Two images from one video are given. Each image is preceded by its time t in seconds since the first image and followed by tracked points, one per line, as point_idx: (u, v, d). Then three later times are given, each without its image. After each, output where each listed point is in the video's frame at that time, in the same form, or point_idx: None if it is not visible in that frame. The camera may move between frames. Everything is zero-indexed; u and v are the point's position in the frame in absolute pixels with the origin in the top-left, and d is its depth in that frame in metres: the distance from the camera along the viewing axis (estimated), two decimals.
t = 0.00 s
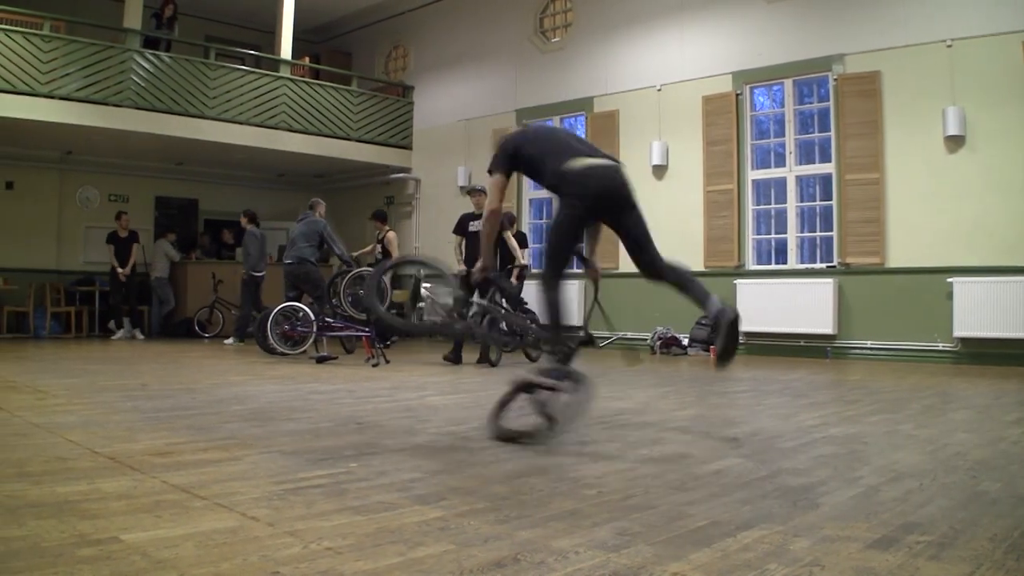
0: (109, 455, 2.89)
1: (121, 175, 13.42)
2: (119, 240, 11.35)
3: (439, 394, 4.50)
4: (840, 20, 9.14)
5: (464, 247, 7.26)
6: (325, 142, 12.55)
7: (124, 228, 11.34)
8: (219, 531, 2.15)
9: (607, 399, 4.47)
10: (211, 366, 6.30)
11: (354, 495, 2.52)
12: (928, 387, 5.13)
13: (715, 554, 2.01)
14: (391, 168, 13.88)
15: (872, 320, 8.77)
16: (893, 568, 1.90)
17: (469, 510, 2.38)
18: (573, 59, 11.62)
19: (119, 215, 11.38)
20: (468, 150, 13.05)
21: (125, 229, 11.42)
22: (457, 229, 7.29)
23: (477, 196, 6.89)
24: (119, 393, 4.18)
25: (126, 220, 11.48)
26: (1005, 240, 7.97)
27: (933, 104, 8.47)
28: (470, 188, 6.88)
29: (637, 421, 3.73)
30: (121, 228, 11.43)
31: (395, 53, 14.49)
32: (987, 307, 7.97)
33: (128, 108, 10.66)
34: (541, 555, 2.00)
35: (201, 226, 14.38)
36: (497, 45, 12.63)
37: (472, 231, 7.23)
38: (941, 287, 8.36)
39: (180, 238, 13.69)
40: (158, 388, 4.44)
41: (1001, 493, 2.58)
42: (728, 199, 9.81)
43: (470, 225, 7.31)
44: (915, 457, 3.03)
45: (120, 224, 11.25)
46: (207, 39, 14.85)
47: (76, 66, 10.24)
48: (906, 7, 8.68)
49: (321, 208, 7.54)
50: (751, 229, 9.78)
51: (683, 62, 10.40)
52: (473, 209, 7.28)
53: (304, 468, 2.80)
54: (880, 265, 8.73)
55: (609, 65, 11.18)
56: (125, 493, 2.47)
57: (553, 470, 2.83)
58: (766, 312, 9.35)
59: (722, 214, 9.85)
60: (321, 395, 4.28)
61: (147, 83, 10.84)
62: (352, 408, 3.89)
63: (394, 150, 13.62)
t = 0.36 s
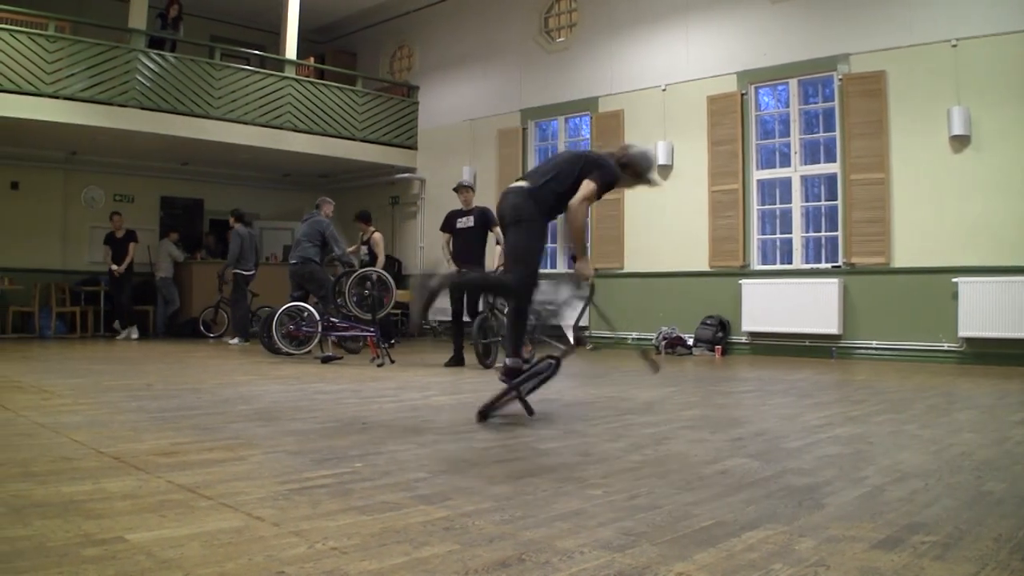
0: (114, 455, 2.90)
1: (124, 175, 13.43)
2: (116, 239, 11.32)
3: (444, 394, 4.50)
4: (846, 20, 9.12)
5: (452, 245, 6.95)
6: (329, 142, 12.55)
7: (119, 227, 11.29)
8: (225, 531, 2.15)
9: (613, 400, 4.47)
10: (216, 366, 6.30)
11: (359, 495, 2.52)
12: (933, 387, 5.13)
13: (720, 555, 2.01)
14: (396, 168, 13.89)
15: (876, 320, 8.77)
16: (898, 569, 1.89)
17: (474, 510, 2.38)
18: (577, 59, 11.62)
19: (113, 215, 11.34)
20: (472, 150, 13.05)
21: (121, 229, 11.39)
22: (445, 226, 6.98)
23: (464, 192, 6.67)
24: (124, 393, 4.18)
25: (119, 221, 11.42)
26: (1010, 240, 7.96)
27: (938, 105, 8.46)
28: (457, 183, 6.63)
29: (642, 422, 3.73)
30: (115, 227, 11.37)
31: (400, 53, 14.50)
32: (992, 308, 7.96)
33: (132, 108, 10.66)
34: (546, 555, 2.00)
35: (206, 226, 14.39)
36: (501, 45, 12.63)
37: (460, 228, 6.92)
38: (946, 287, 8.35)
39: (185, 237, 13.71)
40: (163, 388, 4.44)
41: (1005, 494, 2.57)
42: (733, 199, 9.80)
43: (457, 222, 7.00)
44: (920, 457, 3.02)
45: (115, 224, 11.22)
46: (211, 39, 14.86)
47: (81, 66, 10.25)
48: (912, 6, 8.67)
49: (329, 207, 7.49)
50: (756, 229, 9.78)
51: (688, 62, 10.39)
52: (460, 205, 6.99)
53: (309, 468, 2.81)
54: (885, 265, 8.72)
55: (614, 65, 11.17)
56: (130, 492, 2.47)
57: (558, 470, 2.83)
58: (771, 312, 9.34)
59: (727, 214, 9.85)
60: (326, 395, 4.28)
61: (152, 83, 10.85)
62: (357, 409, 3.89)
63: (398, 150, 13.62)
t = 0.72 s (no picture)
0: (117, 455, 2.90)
1: (127, 174, 13.43)
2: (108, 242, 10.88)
3: (447, 394, 4.49)
4: (849, 20, 9.12)
5: (438, 248, 6.50)
6: (331, 142, 12.56)
7: (109, 230, 10.88)
8: (228, 531, 2.15)
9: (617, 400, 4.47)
10: (219, 366, 6.31)
11: (362, 495, 2.52)
12: (937, 387, 5.12)
13: (723, 555, 2.01)
14: (399, 168, 13.88)
15: (879, 320, 8.77)
16: (901, 569, 1.89)
17: (477, 510, 2.38)
18: (580, 59, 11.62)
19: (101, 219, 10.85)
20: (476, 151, 13.05)
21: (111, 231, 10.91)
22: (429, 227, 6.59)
23: (450, 188, 6.32)
24: (127, 393, 4.18)
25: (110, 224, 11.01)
26: (1013, 240, 7.96)
27: (941, 105, 8.46)
28: (443, 180, 6.32)
29: (645, 422, 3.74)
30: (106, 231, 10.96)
31: (403, 53, 14.50)
32: (996, 307, 7.96)
33: (136, 108, 10.67)
34: (549, 555, 2.00)
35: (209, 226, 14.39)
36: (505, 45, 12.64)
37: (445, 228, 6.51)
38: (949, 287, 8.35)
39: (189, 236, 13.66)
40: (166, 388, 4.45)
41: (1009, 494, 2.57)
42: (737, 199, 9.80)
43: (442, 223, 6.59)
44: (923, 457, 3.02)
45: (105, 230, 10.74)
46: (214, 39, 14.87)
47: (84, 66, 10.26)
48: (915, 6, 8.67)
49: (340, 208, 7.36)
50: (759, 229, 9.78)
51: (692, 62, 10.38)
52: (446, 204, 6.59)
53: (312, 468, 2.81)
54: (888, 265, 8.71)
55: (617, 66, 11.17)
56: (133, 492, 2.48)
57: (561, 470, 2.84)
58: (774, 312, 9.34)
59: (731, 214, 9.84)
60: (330, 395, 4.29)
61: (155, 83, 10.86)
62: (360, 409, 3.89)
63: (401, 150, 13.63)
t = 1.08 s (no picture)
0: (119, 455, 2.90)
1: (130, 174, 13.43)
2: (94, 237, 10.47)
3: (449, 394, 4.49)
4: (852, 20, 9.11)
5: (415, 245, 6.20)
6: (333, 142, 12.56)
7: (97, 226, 10.43)
8: (231, 531, 2.15)
9: (618, 400, 4.48)
10: (221, 366, 6.31)
11: (364, 495, 2.52)
12: (939, 387, 5.12)
13: (725, 555, 2.01)
14: (400, 168, 13.89)
15: (881, 320, 8.77)
16: (904, 569, 1.89)
17: (480, 510, 2.38)
18: (583, 59, 11.62)
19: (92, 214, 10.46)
20: (477, 151, 13.05)
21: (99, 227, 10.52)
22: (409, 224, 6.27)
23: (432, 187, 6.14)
24: (129, 393, 4.18)
25: (98, 221, 10.54)
26: (1015, 239, 7.95)
27: (944, 105, 8.45)
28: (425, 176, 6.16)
29: (647, 421, 3.74)
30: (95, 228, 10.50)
31: (405, 53, 14.51)
32: (998, 307, 7.96)
33: (137, 109, 10.68)
34: (551, 555, 2.00)
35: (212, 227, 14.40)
36: (507, 45, 12.64)
37: (426, 226, 6.20)
38: (951, 287, 8.34)
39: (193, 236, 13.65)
40: (168, 388, 4.45)
41: (1012, 494, 2.57)
42: (739, 199, 9.80)
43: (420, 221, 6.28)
44: (926, 458, 3.02)
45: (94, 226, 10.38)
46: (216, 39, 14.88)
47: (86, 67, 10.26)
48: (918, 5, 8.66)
49: (355, 210, 7.21)
50: (761, 229, 9.76)
51: (694, 62, 10.38)
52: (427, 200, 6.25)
53: (315, 468, 2.81)
54: (891, 265, 8.71)
55: (619, 65, 11.17)
56: (135, 492, 2.48)
57: (563, 470, 2.84)
58: (776, 312, 9.34)
59: (733, 214, 9.84)
60: (333, 395, 4.29)
61: (157, 84, 10.87)
62: (363, 409, 3.90)
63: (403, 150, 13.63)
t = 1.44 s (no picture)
0: (122, 455, 2.90)
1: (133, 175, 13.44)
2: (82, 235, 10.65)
3: (451, 395, 4.49)
4: (855, 19, 9.11)
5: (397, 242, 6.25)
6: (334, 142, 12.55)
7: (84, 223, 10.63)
8: (234, 531, 2.15)
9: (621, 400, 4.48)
10: (223, 366, 6.32)
11: (367, 495, 2.52)
12: (943, 388, 5.11)
13: (728, 555, 2.00)
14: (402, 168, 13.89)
15: (884, 320, 8.76)
16: (907, 570, 1.89)
17: (482, 510, 2.38)
18: (585, 59, 11.63)
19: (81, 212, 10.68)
20: (480, 151, 13.06)
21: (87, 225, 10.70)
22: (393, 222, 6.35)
23: (412, 182, 6.07)
24: (131, 393, 4.19)
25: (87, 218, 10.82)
26: (1018, 239, 7.95)
27: (947, 105, 8.45)
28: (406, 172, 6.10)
29: (650, 422, 3.73)
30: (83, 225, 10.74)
31: (408, 54, 14.52)
32: (1000, 307, 7.96)
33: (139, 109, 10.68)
34: (554, 555, 2.00)
35: (214, 227, 14.41)
36: (510, 45, 12.64)
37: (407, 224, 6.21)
38: (955, 288, 8.34)
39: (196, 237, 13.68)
40: (171, 388, 4.45)
41: (1014, 494, 2.57)
42: (742, 200, 9.79)
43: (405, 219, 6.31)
44: (929, 458, 3.02)
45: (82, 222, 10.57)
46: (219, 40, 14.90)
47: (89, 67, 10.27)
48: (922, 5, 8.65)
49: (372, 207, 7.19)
50: (764, 229, 9.75)
51: (697, 62, 10.37)
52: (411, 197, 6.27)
53: (317, 468, 2.81)
54: (894, 265, 8.70)
55: (622, 65, 11.17)
56: (138, 492, 2.48)
57: (567, 470, 2.83)
58: (779, 312, 9.33)
59: (736, 214, 9.84)
60: (335, 395, 4.30)
61: (160, 84, 10.87)
62: (366, 409, 3.90)
63: (405, 150, 13.64)
